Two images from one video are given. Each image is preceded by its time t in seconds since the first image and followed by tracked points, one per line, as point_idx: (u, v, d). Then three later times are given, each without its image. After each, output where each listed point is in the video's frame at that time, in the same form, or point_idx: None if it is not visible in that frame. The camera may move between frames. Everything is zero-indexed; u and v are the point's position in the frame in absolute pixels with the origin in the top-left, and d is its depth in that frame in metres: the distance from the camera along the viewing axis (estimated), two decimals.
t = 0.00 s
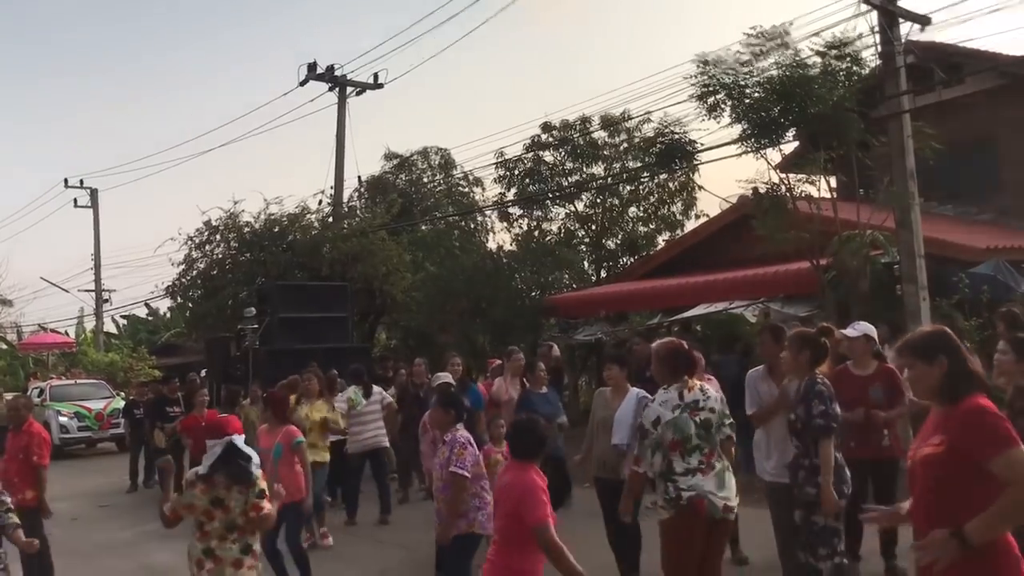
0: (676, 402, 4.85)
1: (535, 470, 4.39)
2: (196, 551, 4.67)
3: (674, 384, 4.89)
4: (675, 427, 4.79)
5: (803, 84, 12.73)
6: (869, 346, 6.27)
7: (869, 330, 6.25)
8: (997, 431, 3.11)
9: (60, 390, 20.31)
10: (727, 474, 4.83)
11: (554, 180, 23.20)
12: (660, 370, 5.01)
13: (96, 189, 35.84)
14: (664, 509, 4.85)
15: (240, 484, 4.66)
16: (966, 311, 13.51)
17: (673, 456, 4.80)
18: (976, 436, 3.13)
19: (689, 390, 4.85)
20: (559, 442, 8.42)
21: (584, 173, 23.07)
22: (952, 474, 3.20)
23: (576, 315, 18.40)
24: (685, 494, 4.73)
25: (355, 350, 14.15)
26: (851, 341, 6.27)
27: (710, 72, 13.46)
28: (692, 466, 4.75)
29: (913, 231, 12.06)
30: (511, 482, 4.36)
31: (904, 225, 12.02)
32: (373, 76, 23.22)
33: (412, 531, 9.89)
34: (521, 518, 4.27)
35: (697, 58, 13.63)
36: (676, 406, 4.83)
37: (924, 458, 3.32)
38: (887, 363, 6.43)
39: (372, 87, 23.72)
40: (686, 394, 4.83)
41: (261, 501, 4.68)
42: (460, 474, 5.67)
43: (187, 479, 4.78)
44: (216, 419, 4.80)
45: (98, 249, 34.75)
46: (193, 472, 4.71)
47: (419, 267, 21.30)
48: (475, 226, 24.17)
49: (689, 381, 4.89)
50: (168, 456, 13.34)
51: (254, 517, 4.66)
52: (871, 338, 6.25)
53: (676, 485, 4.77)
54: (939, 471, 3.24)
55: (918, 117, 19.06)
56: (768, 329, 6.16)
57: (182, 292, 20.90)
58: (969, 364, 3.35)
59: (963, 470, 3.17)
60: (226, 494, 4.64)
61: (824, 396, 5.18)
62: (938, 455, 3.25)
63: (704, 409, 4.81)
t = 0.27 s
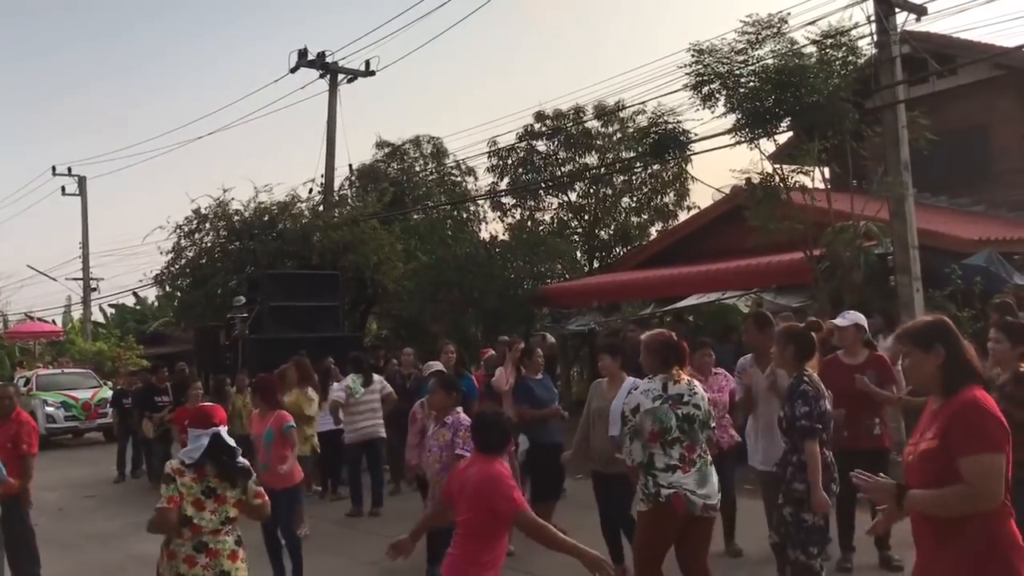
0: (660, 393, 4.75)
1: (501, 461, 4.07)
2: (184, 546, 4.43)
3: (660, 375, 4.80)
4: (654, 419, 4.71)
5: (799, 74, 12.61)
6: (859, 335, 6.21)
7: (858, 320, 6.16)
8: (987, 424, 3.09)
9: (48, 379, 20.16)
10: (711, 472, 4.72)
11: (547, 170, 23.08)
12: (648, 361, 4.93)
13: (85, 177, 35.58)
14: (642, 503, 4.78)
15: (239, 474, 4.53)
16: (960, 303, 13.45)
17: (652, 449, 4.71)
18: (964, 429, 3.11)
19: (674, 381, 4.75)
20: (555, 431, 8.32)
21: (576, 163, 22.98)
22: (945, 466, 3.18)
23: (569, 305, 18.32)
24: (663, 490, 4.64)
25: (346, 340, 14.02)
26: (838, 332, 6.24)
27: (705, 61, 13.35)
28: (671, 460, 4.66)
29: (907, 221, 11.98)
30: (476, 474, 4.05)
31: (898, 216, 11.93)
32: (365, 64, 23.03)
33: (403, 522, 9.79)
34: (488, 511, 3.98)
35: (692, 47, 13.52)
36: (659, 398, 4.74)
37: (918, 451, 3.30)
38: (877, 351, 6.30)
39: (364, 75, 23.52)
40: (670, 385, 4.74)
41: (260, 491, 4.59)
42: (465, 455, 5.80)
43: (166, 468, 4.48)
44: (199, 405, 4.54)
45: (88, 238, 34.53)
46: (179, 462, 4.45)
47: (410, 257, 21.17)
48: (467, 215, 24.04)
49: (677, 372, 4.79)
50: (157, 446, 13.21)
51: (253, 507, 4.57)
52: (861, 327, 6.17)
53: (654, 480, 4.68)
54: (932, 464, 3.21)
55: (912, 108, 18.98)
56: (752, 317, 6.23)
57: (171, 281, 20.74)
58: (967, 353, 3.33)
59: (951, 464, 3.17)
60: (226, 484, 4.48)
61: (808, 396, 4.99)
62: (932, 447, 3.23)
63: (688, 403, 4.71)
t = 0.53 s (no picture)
0: (633, 394, 4.70)
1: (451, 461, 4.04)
2: (172, 547, 4.22)
3: (633, 376, 4.73)
4: (629, 422, 4.67)
5: (790, 69, 12.64)
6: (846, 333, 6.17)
7: (845, 317, 6.12)
8: (952, 423, 3.08)
9: (36, 368, 20.05)
10: (674, 471, 4.75)
11: (538, 163, 23.06)
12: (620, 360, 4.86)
13: (74, 166, 35.38)
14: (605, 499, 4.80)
15: (222, 472, 4.37)
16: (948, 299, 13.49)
17: (621, 448, 4.71)
18: (926, 427, 3.10)
19: (647, 384, 4.71)
20: (552, 424, 8.42)
21: (568, 157, 22.96)
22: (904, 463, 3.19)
23: (558, 298, 18.33)
24: (621, 489, 4.68)
25: (336, 331, 13.99)
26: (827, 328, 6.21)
27: (698, 55, 13.35)
28: (637, 461, 4.67)
29: (897, 217, 12.01)
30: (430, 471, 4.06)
31: (887, 212, 11.96)
32: (356, 55, 22.95)
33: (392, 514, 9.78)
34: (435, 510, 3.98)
35: (684, 41, 13.52)
36: (633, 400, 4.69)
37: (885, 446, 3.32)
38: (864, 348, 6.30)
39: (355, 66, 23.43)
40: (644, 388, 4.70)
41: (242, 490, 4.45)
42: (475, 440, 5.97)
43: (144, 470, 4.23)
44: (176, 403, 4.30)
45: (76, 226, 34.36)
46: (160, 462, 4.21)
47: (401, 249, 21.12)
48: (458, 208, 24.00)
49: (649, 373, 4.74)
50: (145, 436, 13.16)
51: (236, 506, 4.42)
52: (849, 325, 6.16)
53: (618, 479, 4.70)
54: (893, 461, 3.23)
55: (903, 105, 19.03)
56: (738, 313, 6.27)
57: (160, 271, 20.64)
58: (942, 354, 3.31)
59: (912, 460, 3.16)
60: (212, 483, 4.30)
61: (794, 393, 4.97)
62: (894, 445, 3.24)
63: (659, 405, 4.70)
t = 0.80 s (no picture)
0: (613, 390, 4.70)
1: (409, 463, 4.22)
2: (166, 550, 4.17)
3: (610, 373, 4.74)
4: (611, 418, 4.67)
5: (785, 70, 12.66)
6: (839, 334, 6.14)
7: (838, 318, 6.09)
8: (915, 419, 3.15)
9: (27, 364, 19.98)
10: (665, 456, 4.76)
11: (532, 161, 23.07)
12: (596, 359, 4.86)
13: (67, 161, 35.27)
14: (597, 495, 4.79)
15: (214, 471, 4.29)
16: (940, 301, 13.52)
17: (607, 444, 4.70)
18: (888, 421, 3.18)
19: (626, 378, 4.72)
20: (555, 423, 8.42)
21: (562, 155, 22.97)
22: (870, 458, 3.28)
23: (552, 297, 18.34)
24: (612, 482, 4.68)
25: (329, 329, 13.97)
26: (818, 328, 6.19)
27: (692, 56, 13.35)
28: (625, 453, 4.67)
29: (890, 218, 12.05)
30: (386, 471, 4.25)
31: (881, 214, 11.98)
32: (351, 52, 22.92)
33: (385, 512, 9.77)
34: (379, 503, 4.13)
35: (679, 41, 13.52)
36: (614, 396, 4.69)
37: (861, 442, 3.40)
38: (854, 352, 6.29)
39: (350, 63, 23.39)
40: (622, 384, 4.70)
41: (235, 488, 4.36)
42: (485, 435, 5.75)
43: (135, 472, 4.18)
44: (166, 404, 4.23)
45: (68, 222, 34.24)
46: (151, 465, 4.16)
47: (394, 247, 21.11)
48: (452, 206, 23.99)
49: (627, 368, 4.73)
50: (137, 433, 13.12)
51: (230, 504, 4.33)
52: (841, 327, 6.12)
53: (608, 474, 4.70)
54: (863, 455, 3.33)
55: (896, 106, 19.08)
56: (736, 315, 6.21)
57: (152, 267, 20.58)
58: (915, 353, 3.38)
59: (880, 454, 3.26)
60: (203, 483, 4.22)
61: (785, 387, 4.97)
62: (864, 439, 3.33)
63: (640, 398, 4.71)
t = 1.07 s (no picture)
0: (631, 399, 4.62)
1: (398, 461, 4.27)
2: (166, 549, 4.15)
3: (627, 382, 4.68)
4: (632, 427, 4.59)
5: (786, 76, 12.68)
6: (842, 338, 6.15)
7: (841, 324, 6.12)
8: (863, 431, 3.26)
9: (26, 363, 19.98)
10: (673, 464, 4.78)
11: (533, 165, 23.10)
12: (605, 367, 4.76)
13: (68, 161, 35.26)
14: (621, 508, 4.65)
15: (216, 472, 4.29)
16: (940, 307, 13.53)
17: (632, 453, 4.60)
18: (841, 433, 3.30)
19: (642, 387, 4.69)
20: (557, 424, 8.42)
21: (562, 159, 23.01)
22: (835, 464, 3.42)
23: (552, 300, 18.35)
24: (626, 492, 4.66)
25: (329, 330, 13.98)
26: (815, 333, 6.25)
27: (694, 61, 13.36)
28: (641, 461, 4.66)
29: (889, 225, 12.06)
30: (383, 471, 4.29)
31: (881, 220, 12.00)
32: (353, 54, 22.95)
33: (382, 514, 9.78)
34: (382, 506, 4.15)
35: (682, 46, 13.53)
36: (635, 405, 4.62)
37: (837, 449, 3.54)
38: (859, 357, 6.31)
39: (352, 65, 23.42)
40: (639, 392, 4.64)
41: (237, 491, 4.36)
42: (488, 434, 5.76)
43: (136, 466, 4.16)
44: (169, 401, 4.22)
45: (69, 221, 34.26)
46: (152, 459, 4.14)
47: (394, 249, 21.12)
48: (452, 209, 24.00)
49: (641, 375, 4.70)
50: (136, 433, 13.13)
51: (232, 508, 4.34)
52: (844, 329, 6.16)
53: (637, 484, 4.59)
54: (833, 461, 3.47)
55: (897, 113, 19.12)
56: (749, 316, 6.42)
57: (152, 267, 20.60)
58: (882, 362, 3.44)
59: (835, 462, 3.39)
60: (205, 484, 4.21)
61: (776, 388, 4.99)
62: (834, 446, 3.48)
63: (654, 406, 4.70)
